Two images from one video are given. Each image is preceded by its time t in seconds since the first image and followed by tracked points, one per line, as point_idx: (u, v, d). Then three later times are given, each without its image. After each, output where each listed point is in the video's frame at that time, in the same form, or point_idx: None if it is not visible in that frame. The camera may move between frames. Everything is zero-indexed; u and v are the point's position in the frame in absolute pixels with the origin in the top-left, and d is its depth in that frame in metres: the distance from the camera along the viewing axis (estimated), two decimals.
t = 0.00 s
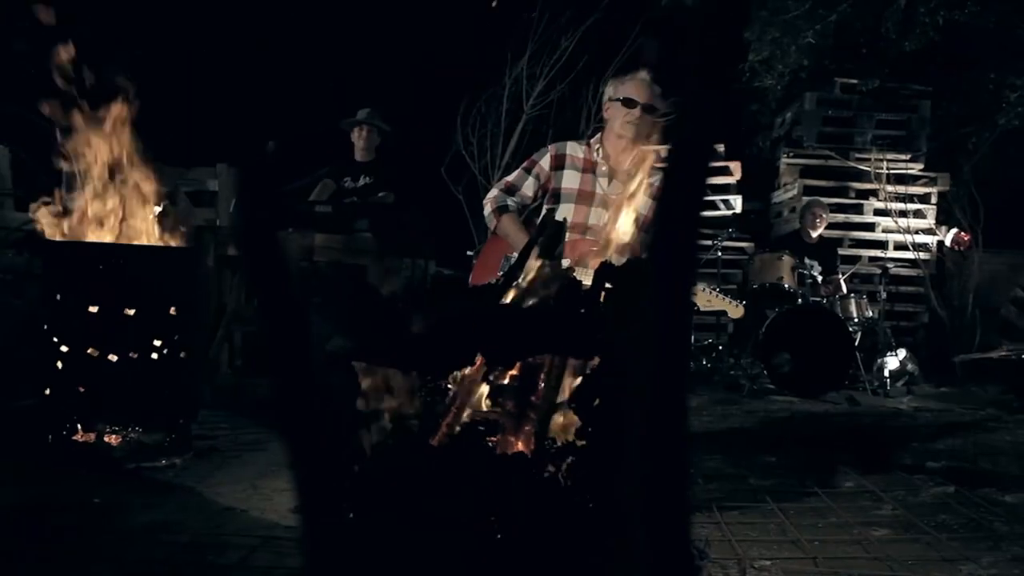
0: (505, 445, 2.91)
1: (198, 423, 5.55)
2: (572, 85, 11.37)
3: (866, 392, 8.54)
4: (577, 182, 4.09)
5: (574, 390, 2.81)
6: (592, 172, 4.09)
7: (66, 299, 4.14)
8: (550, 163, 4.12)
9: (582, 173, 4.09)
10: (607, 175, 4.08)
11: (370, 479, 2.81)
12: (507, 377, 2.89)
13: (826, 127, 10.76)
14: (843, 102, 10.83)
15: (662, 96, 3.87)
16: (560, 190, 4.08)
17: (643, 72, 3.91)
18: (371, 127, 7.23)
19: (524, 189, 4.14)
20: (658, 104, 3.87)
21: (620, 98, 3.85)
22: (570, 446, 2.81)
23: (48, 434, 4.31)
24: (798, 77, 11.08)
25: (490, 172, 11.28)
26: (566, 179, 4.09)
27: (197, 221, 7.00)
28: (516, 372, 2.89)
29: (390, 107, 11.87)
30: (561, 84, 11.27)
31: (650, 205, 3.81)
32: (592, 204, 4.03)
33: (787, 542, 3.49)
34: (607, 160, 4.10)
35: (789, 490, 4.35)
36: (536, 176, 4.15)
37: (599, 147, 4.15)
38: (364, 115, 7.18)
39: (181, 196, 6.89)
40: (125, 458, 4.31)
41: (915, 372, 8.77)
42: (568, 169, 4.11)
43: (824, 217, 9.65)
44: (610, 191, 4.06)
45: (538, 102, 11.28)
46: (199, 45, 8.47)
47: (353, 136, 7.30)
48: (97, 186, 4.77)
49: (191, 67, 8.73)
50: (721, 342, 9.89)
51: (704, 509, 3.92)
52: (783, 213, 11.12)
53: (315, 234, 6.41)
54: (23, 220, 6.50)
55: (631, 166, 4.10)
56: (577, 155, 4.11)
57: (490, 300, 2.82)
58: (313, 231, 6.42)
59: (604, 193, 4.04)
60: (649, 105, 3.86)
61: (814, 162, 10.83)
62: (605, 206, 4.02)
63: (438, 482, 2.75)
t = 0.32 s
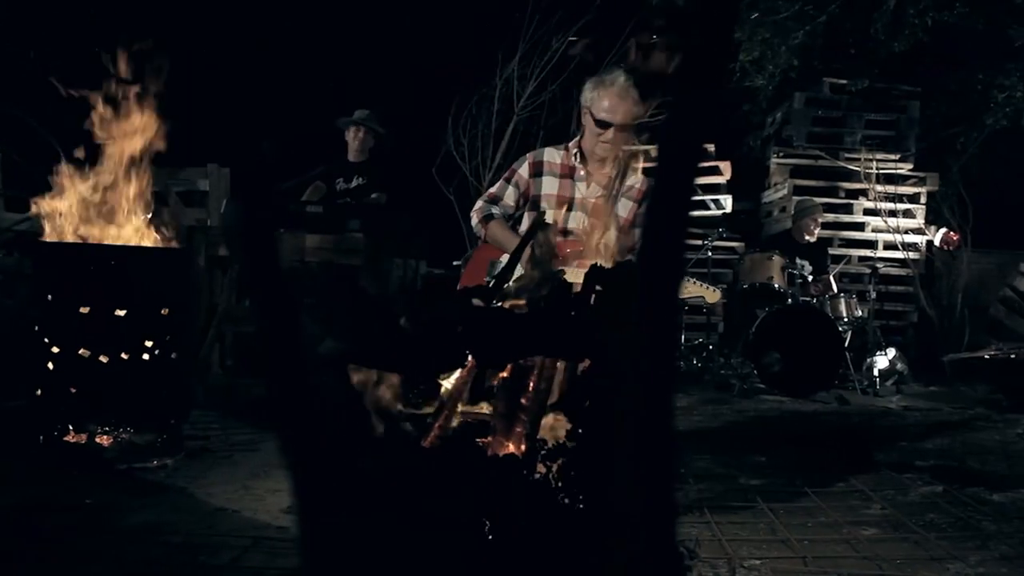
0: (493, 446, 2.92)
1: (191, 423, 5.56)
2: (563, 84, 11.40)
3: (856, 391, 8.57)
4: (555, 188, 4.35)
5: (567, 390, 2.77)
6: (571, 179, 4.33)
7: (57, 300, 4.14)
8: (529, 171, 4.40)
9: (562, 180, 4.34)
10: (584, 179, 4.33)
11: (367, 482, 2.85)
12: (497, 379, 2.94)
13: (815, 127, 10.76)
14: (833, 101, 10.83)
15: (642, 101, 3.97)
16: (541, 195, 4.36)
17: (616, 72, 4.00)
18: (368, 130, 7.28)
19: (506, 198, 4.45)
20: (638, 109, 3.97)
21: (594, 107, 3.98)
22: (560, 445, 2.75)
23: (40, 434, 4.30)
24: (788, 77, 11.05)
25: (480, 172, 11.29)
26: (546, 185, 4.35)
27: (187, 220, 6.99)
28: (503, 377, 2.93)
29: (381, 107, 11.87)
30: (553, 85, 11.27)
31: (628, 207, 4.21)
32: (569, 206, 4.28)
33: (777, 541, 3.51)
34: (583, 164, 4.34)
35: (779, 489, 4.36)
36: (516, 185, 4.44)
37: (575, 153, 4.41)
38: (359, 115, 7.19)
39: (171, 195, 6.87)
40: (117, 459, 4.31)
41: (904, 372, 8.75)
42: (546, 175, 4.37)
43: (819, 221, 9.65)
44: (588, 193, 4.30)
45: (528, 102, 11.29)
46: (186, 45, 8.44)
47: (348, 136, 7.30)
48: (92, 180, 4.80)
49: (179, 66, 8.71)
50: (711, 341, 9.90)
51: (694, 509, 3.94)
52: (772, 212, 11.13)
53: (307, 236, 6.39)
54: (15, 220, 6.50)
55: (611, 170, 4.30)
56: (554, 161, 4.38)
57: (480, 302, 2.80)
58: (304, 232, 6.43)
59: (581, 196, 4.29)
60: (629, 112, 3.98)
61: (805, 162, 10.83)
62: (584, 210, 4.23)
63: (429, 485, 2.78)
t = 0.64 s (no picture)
0: (482, 446, 2.88)
1: (182, 423, 5.56)
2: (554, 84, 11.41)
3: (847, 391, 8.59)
4: (525, 195, 3.83)
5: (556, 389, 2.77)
6: (539, 181, 3.81)
7: (49, 301, 4.15)
8: (497, 180, 3.87)
9: (530, 185, 3.82)
10: (552, 184, 3.79)
11: (366, 481, 2.66)
12: (489, 380, 2.84)
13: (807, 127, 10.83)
14: (823, 101, 10.88)
15: (592, 104, 3.61)
16: (511, 205, 3.83)
17: (565, 81, 3.63)
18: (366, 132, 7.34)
19: (478, 209, 3.94)
20: (587, 113, 3.62)
21: (546, 123, 3.61)
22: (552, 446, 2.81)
23: (32, 434, 4.31)
24: (780, 77, 11.09)
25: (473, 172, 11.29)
26: (514, 193, 3.82)
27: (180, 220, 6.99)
28: (491, 379, 2.84)
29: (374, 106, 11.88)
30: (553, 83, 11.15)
31: (601, 207, 3.77)
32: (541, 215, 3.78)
33: (768, 541, 3.52)
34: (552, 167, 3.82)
35: (770, 489, 4.37)
36: (487, 196, 3.92)
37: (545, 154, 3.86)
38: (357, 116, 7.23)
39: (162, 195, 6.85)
40: (109, 459, 4.31)
41: (894, 371, 8.80)
42: (515, 183, 3.84)
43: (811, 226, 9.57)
44: (559, 199, 3.77)
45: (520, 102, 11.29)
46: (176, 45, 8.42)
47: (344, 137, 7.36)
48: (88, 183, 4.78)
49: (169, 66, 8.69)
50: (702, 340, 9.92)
51: (685, 509, 3.95)
52: (763, 212, 11.12)
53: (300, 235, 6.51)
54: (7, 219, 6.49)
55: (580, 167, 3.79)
56: (522, 167, 3.84)
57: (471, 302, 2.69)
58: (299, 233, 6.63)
59: (552, 203, 3.77)
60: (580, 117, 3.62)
61: (796, 162, 10.84)
62: (557, 217, 3.75)
63: (433, 484, 2.69)
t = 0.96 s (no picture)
0: (474, 447, 2.87)
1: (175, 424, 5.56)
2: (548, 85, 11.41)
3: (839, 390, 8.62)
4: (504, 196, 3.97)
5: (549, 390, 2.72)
6: (515, 182, 3.95)
7: (42, 301, 4.14)
8: (478, 182, 4.02)
9: (507, 186, 3.96)
10: (528, 184, 3.94)
11: (366, 482, 2.66)
12: (483, 380, 2.83)
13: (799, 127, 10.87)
14: (816, 102, 10.96)
15: (558, 105, 3.65)
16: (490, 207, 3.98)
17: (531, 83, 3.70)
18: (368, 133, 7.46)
19: (463, 209, 4.09)
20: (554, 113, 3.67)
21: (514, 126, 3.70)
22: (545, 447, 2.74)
23: (23, 435, 4.25)
24: (772, 77, 11.11)
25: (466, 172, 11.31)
26: (493, 195, 3.97)
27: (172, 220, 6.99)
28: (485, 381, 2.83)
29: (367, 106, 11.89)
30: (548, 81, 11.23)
31: (577, 207, 3.77)
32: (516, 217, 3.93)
33: (759, 541, 3.54)
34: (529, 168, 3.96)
35: (762, 489, 4.39)
36: (470, 197, 4.07)
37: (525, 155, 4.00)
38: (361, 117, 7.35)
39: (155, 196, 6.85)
40: (102, 460, 4.33)
41: (886, 370, 8.84)
42: (495, 184, 3.99)
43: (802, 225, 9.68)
44: (534, 200, 3.91)
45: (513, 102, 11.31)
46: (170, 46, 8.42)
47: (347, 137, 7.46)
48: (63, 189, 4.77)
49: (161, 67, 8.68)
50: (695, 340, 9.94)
51: (677, 509, 3.96)
52: (756, 212, 11.15)
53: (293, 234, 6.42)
54: None
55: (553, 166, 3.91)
56: (501, 168, 3.98)
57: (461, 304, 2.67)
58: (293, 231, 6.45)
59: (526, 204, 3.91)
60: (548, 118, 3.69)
61: (789, 161, 10.88)
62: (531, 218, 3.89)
63: (428, 483, 2.66)
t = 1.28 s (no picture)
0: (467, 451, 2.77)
1: (166, 425, 5.56)
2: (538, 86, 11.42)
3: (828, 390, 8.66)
4: (497, 193, 3.99)
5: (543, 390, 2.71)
6: (508, 180, 3.97)
7: (34, 303, 4.12)
8: (473, 177, 4.01)
9: (501, 183, 3.98)
10: (521, 182, 3.96)
11: (365, 482, 2.64)
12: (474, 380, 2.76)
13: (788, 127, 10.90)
14: (805, 102, 11.00)
15: (561, 97, 3.78)
16: (482, 203, 3.99)
17: (540, 77, 3.86)
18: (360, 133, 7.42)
19: (457, 207, 4.05)
20: (556, 102, 3.78)
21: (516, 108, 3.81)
22: (535, 448, 2.71)
23: (14, 437, 4.19)
24: (762, 77, 11.15)
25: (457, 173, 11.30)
26: (487, 191, 3.98)
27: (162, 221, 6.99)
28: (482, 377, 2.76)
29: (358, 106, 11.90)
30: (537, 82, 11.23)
31: (569, 207, 3.82)
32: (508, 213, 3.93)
33: (749, 541, 3.55)
34: (524, 167, 3.98)
35: (751, 488, 4.42)
36: (464, 194, 4.03)
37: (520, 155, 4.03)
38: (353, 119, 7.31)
39: (145, 196, 6.85)
40: (94, 460, 4.34)
41: (875, 369, 8.87)
42: (489, 181, 4.00)
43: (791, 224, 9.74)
44: (527, 198, 3.93)
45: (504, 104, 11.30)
46: (158, 47, 8.40)
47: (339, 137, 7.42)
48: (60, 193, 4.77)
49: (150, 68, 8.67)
50: (685, 339, 9.96)
51: (667, 509, 3.98)
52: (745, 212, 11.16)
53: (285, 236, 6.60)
54: None
55: (547, 168, 3.95)
56: (496, 164, 4.00)
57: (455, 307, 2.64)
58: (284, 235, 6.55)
59: (518, 201, 3.93)
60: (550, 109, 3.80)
61: (778, 161, 10.90)
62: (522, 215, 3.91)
63: (420, 485, 2.63)
